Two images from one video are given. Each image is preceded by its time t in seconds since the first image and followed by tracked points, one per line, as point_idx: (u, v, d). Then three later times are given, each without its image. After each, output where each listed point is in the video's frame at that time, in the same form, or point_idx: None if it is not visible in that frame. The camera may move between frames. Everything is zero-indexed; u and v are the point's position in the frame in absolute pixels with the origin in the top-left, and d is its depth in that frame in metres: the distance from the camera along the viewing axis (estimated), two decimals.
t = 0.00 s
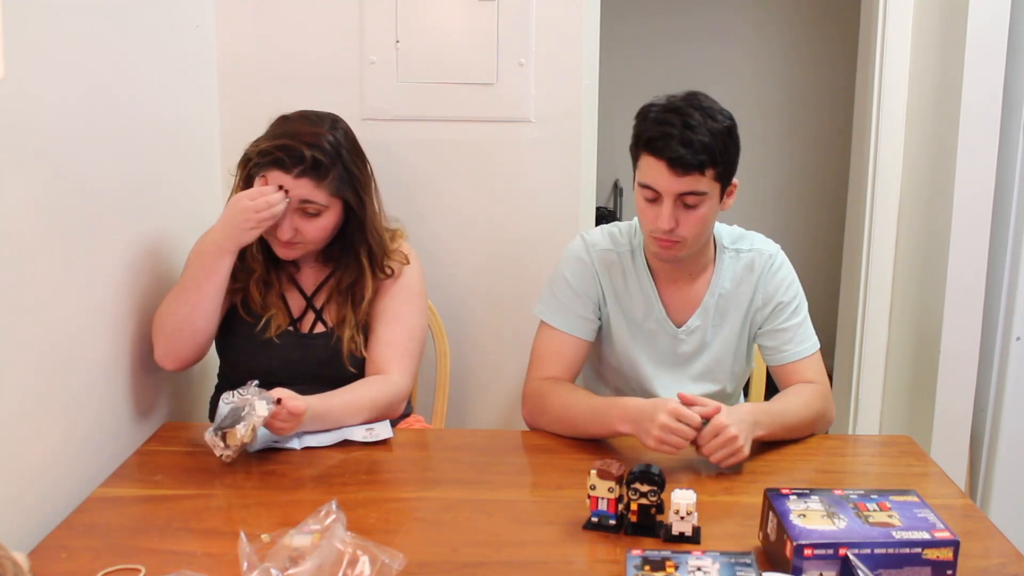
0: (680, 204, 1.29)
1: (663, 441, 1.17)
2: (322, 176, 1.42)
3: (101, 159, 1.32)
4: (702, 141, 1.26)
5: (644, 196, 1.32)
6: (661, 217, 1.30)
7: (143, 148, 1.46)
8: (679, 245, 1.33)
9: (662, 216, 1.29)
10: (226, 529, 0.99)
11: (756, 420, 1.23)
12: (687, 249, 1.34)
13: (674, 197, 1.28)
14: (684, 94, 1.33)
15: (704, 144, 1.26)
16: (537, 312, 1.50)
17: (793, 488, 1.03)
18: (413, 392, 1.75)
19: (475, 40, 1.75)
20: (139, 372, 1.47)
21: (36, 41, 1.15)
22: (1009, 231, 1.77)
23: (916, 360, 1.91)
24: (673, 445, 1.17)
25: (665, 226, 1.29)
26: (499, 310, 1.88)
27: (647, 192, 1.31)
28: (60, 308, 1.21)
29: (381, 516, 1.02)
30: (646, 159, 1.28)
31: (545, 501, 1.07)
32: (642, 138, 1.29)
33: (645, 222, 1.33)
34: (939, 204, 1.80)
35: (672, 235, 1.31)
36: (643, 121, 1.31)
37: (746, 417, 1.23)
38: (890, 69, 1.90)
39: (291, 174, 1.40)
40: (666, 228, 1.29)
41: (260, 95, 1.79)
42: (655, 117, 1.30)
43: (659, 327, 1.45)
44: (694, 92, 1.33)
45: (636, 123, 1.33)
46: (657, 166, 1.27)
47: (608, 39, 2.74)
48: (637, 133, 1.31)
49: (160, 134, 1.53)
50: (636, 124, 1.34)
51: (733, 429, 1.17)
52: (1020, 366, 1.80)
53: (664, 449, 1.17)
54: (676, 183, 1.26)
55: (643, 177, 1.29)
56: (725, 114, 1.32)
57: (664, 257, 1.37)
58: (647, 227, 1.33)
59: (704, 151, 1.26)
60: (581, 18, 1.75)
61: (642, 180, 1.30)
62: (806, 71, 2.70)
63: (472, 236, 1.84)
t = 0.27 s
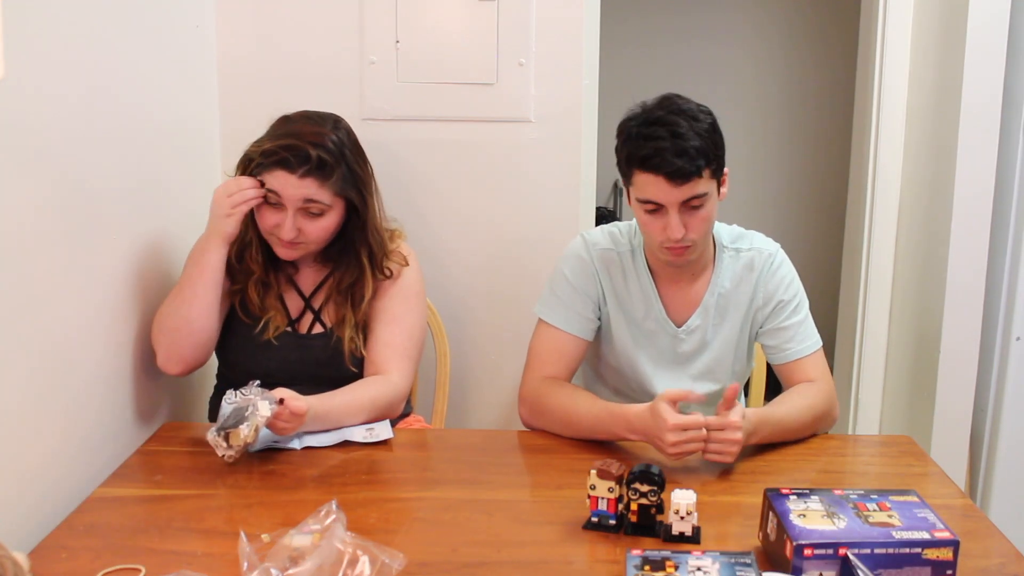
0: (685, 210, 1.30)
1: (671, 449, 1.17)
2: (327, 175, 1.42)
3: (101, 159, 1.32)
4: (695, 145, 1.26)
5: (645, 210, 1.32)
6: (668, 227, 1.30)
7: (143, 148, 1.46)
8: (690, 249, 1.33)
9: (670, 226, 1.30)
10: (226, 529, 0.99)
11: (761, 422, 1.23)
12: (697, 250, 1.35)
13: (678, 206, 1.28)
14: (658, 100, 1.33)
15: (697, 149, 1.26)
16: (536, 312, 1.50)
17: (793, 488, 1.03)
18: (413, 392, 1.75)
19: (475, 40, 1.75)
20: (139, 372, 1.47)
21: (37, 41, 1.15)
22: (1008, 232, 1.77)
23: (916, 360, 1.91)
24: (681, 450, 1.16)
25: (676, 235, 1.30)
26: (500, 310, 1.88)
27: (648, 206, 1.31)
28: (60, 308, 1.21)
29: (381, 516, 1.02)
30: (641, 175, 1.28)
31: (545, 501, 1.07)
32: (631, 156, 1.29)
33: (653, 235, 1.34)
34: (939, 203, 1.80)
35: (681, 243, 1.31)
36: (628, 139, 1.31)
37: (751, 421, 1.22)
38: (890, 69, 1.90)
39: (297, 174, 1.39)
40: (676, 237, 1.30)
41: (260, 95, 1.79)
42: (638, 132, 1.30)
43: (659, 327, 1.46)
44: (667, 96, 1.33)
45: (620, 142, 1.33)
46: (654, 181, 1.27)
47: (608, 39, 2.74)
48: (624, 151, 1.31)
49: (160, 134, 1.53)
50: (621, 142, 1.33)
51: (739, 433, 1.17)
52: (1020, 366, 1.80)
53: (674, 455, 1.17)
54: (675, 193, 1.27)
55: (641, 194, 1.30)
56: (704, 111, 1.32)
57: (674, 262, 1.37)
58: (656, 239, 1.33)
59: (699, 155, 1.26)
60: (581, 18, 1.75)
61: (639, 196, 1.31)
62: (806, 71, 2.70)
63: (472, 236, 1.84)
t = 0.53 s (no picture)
0: (682, 211, 1.30)
1: (672, 447, 1.17)
2: (340, 179, 1.42)
3: (101, 159, 1.32)
4: (693, 146, 1.26)
5: (643, 212, 1.32)
6: (666, 228, 1.30)
7: (143, 148, 1.46)
8: (688, 250, 1.33)
9: (668, 228, 1.30)
10: (226, 529, 0.99)
11: (761, 423, 1.23)
12: (695, 251, 1.35)
13: (676, 208, 1.28)
14: (655, 101, 1.33)
15: (696, 150, 1.26)
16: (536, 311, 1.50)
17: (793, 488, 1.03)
18: (413, 392, 1.75)
19: (475, 40, 1.75)
20: (139, 372, 1.47)
21: (37, 42, 1.15)
22: (1008, 231, 1.77)
23: (916, 360, 1.91)
24: (682, 449, 1.17)
25: (673, 237, 1.30)
26: (500, 310, 1.88)
27: (646, 208, 1.31)
28: (60, 307, 1.21)
29: (381, 516, 1.02)
30: (639, 176, 1.28)
31: (545, 501, 1.07)
32: (628, 158, 1.29)
33: (650, 236, 1.34)
34: (939, 203, 1.80)
35: (679, 245, 1.31)
36: (626, 140, 1.31)
37: (754, 423, 1.22)
38: (890, 69, 1.90)
39: (312, 177, 1.39)
40: (674, 239, 1.30)
41: (261, 95, 1.79)
42: (635, 133, 1.30)
43: (658, 326, 1.46)
44: (664, 96, 1.33)
45: (617, 143, 1.33)
46: (652, 182, 1.27)
47: (608, 39, 2.74)
48: (621, 152, 1.31)
49: (160, 134, 1.53)
50: (617, 143, 1.33)
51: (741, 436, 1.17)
52: (1020, 366, 1.80)
53: (674, 454, 1.17)
54: (673, 194, 1.27)
55: (639, 195, 1.30)
56: (701, 111, 1.32)
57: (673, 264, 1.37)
58: (654, 240, 1.33)
59: (698, 156, 1.26)
60: (581, 17, 1.75)
61: (637, 198, 1.31)
62: (806, 71, 2.70)
63: (472, 236, 1.84)
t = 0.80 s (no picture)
0: (683, 210, 1.30)
1: (674, 450, 1.17)
2: (352, 183, 1.42)
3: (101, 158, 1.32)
4: (694, 146, 1.26)
5: (643, 211, 1.32)
6: (666, 228, 1.30)
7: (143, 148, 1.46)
8: (688, 250, 1.33)
9: (668, 228, 1.30)
10: (226, 530, 0.99)
11: (761, 422, 1.23)
12: (695, 251, 1.35)
13: (676, 207, 1.28)
14: (656, 101, 1.33)
15: (697, 150, 1.26)
16: (536, 310, 1.50)
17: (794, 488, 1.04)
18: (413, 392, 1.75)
19: (474, 40, 1.75)
20: (139, 372, 1.47)
21: (37, 41, 1.15)
22: (1008, 231, 1.77)
23: (916, 360, 1.91)
24: (684, 451, 1.17)
25: (673, 236, 1.30)
26: (500, 310, 1.88)
27: (647, 207, 1.31)
28: (60, 307, 1.21)
29: (381, 516, 1.02)
30: (639, 176, 1.28)
31: (544, 501, 1.07)
32: (629, 157, 1.29)
33: (650, 236, 1.34)
34: (939, 203, 1.80)
35: (678, 245, 1.31)
36: (625, 139, 1.31)
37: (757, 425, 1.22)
38: (890, 68, 1.90)
39: (324, 180, 1.39)
40: (675, 238, 1.30)
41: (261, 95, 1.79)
42: (635, 132, 1.30)
43: (658, 326, 1.46)
44: (665, 96, 1.33)
45: (617, 142, 1.33)
46: (652, 181, 1.27)
47: (608, 39, 2.75)
48: (622, 151, 1.31)
49: (160, 134, 1.53)
50: (617, 142, 1.33)
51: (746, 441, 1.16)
52: (1020, 366, 1.79)
53: (677, 455, 1.17)
54: (673, 194, 1.27)
55: (639, 195, 1.30)
56: (702, 111, 1.32)
57: (673, 264, 1.37)
58: (653, 240, 1.33)
59: (698, 156, 1.26)
60: (581, 17, 1.75)
61: (638, 197, 1.31)
62: (806, 71, 2.70)
63: (472, 236, 1.84)
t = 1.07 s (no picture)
0: (684, 210, 1.30)
1: (671, 450, 1.17)
2: (352, 186, 1.42)
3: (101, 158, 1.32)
4: (697, 146, 1.26)
5: (644, 211, 1.32)
6: (667, 228, 1.30)
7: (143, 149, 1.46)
8: (688, 250, 1.33)
9: (670, 228, 1.30)
10: (226, 530, 0.99)
11: (761, 422, 1.23)
12: (695, 251, 1.35)
13: (678, 207, 1.28)
14: (659, 100, 1.33)
15: (699, 149, 1.26)
16: (536, 311, 1.50)
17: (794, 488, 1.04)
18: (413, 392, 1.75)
19: (474, 40, 1.75)
20: (139, 372, 1.47)
21: (37, 40, 1.15)
22: (1008, 231, 1.77)
23: (916, 360, 1.91)
24: (681, 451, 1.17)
25: (675, 236, 1.30)
26: (500, 310, 1.88)
27: (648, 206, 1.31)
28: (60, 307, 1.21)
29: (381, 516, 1.02)
30: (642, 175, 1.28)
31: (544, 501, 1.07)
32: (632, 156, 1.29)
33: (651, 235, 1.34)
34: (939, 203, 1.80)
35: (679, 244, 1.31)
36: (628, 138, 1.31)
37: (754, 424, 1.22)
38: (890, 68, 1.90)
39: (325, 183, 1.39)
40: (676, 238, 1.30)
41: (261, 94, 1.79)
42: (638, 131, 1.29)
43: (658, 327, 1.46)
44: (668, 96, 1.33)
45: (620, 141, 1.33)
46: (655, 181, 1.27)
47: (608, 39, 2.75)
48: (625, 150, 1.30)
49: (160, 134, 1.53)
50: (620, 141, 1.33)
51: (742, 438, 1.17)
52: (1020, 366, 1.79)
53: (673, 455, 1.17)
54: (675, 193, 1.27)
55: (642, 194, 1.30)
56: (705, 111, 1.32)
57: (673, 264, 1.37)
58: (654, 240, 1.33)
59: (701, 156, 1.26)
60: (581, 17, 1.75)
61: (640, 196, 1.31)
62: (806, 71, 2.70)
63: (472, 236, 1.84)
